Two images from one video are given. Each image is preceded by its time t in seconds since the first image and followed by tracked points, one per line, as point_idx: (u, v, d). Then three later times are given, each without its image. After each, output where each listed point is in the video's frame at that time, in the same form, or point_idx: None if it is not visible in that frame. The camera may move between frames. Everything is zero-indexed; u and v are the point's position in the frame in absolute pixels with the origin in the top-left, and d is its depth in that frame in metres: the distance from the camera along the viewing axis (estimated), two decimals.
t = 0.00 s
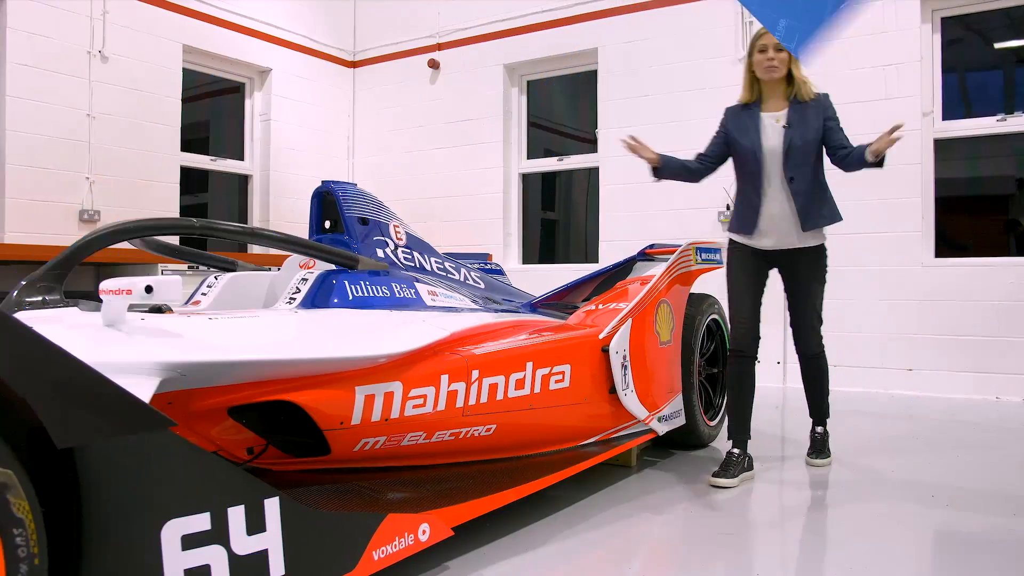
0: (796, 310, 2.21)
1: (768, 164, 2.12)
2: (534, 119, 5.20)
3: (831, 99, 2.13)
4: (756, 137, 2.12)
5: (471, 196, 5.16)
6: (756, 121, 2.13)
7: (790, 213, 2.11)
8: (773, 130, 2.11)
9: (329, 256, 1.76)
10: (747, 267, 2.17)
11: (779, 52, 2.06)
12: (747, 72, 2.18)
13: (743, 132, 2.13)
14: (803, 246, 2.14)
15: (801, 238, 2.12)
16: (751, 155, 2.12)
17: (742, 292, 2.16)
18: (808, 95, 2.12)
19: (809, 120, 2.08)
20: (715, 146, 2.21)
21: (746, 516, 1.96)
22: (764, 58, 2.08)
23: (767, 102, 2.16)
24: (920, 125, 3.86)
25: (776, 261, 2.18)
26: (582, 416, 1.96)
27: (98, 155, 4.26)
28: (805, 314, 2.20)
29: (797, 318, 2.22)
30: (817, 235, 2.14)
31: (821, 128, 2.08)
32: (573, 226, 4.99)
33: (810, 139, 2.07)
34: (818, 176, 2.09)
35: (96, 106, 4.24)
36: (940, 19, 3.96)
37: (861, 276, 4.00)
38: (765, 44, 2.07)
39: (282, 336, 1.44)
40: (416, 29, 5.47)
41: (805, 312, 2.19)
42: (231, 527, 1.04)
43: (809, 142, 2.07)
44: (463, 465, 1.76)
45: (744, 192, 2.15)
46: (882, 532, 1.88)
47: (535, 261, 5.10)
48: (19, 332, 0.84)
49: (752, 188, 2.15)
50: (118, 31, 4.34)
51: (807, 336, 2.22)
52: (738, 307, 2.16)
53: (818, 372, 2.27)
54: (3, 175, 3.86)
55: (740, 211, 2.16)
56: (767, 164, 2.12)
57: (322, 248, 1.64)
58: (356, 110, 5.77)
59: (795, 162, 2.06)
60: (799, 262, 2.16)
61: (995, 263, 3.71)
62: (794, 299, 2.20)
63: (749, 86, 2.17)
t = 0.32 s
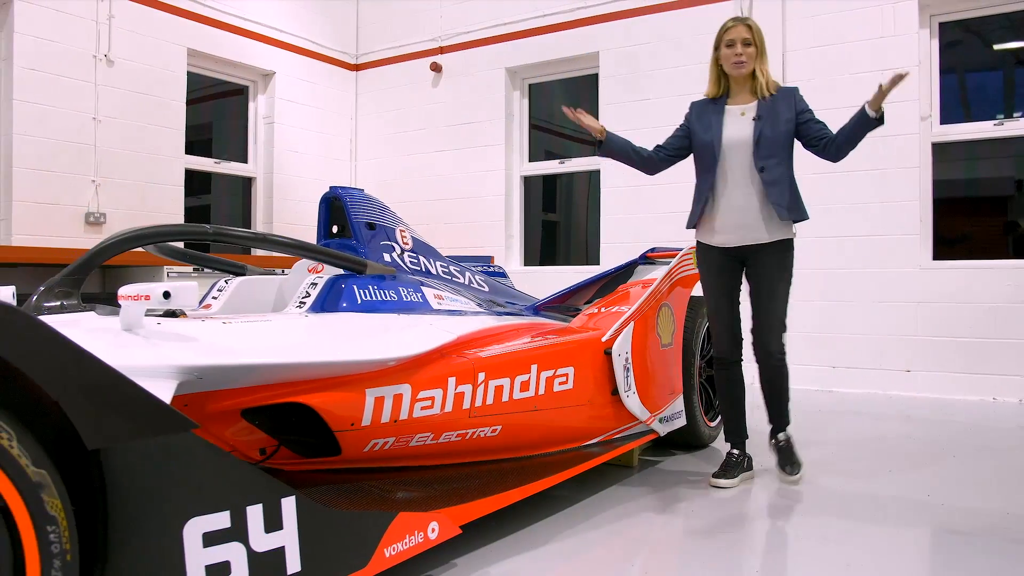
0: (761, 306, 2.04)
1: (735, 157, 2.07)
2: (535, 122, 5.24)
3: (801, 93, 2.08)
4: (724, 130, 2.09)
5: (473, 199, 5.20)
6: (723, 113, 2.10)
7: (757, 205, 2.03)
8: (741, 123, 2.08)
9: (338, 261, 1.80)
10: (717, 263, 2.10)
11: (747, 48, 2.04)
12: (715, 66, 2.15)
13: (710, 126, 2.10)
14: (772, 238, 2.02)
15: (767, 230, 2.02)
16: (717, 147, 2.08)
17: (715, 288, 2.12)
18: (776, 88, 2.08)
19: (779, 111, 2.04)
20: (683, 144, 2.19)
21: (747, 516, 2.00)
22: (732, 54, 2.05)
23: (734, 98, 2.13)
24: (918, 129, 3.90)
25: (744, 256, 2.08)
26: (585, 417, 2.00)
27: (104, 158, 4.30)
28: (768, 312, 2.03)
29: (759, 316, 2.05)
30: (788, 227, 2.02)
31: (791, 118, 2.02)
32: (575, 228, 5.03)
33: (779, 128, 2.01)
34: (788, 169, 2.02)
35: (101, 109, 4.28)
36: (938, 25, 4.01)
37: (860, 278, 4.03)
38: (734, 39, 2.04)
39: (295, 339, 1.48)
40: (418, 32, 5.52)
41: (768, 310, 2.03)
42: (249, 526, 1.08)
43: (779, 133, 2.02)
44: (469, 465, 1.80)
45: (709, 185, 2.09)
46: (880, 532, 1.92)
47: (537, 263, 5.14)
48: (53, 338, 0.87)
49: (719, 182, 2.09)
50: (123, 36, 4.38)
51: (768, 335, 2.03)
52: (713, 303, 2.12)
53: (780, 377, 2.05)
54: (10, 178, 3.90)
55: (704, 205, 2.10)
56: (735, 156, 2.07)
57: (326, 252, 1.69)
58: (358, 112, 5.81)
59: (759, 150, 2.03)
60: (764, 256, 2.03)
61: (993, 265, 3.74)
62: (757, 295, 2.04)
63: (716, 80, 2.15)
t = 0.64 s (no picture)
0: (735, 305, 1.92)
1: (719, 161, 2.00)
2: (537, 123, 5.28)
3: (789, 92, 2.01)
4: (708, 133, 2.03)
5: (475, 200, 5.24)
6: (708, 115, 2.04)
7: (742, 210, 1.95)
8: (726, 125, 2.01)
9: (345, 262, 1.83)
10: (707, 267, 2.04)
11: (731, 47, 1.99)
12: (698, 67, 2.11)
13: (694, 130, 2.04)
14: (757, 244, 1.94)
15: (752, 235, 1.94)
16: (701, 151, 2.01)
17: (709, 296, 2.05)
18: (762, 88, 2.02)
19: (764, 113, 1.97)
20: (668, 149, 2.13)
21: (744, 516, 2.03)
22: (716, 53, 2.00)
23: (719, 99, 2.08)
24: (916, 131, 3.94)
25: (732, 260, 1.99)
26: (588, 416, 2.04)
27: (109, 160, 4.33)
28: (744, 310, 1.90)
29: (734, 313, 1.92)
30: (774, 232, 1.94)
31: (778, 119, 1.95)
32: (576, 229, 5.07)
33: (765, 130, 1.94)
34: (775, 173, 1.94)
35: (107, 111, 4.32)
36: (936, 27, 4.04)
37: (858, 278, 4.07)
38: (717, 38, 2.00)
39: (306, 339, 1.52)
40: (420, 34, 5.55)
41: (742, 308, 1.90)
42: (265, 521, 1.11)
43: (765, 135, 1.94)
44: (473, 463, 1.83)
45: (696, 190, 2.02)
46: (876, 530, 1.95)
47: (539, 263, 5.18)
48: (81, 339, 0.92)
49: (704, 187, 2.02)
50: (128, 38, 4.41)
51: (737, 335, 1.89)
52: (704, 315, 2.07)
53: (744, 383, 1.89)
54: (16, 180, 3.94)
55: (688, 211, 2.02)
56: (719, 160, 2.00)
57: (332, 252, 1.72)
58: (361, 113, 5.85)
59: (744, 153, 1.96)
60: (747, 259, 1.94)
61: (990, 266, 3.78)
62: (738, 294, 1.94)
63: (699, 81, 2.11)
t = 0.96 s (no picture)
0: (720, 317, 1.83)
1: (700, 165, 1.93)
2: (540, 128, 5.32)
3: (785, 97, 1.90)
4: (692, 134, 1.96)
5: (477, 203, 5.28)
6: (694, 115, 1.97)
7: (718, 218, 1.89)
8: (711, 127, 1.94)
9: (356, 271, 1.87)
10: (695, 276, 1.95)
11: (730, 36, 1.91)
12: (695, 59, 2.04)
13: (681, 130, 1.99)
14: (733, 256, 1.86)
15: (723, 246, 1.86)
16: (683, 154, 1.95)
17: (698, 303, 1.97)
18: (755, 89, 1.92)
19: (750, 119, 1.88)
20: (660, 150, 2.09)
21: (746, 520, 2.07)
22: (713, 41, 1.93)
23: (712, 94, 1.99)
24: (915, 136, 3.99)
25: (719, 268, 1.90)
26: (593, 421, 2.07)
27: (115, 165, 4.37)
28: (728, 324, 1.81)
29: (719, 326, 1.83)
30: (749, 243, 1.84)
31: (763, 128, 1.87)
32: (578, 232, 5.11)
33: (746, 138, 1.87)
34: (752, 184, 1.87)
35: (113, 116, 4.36)
36: (935, 34, 4.08)
37: (858, 282, 4.11)
38: (716, 25, 1.92)
39: (317, 348, 1.56)
40: (423, 38, 5.59)
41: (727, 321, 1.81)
42: (284, 526, 1.15)
43: (747, 141, 1.87)
44: (481, 467, 1.87)
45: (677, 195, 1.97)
46: (876, 533, 1.98)
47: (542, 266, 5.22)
48: (110, 353, 0.95)
49: (687, 192, 1.97)
50: (135, 43, 4.46)
51: (721, 350, 1.79)
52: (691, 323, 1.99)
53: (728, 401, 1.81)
54: (24, 184, 3.98)
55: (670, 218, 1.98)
56: (702, 164, 1.93)
57: (342, 263, 1.76)
58: (364, 117, 5.89)
59: (723, 160, 1.88)
60: (732, 269, 1.85)
61: (989, 270, 3.82)
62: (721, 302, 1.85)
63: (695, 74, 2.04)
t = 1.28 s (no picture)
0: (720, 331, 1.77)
1: (697, 157, 1.83)
2: (542, 131, 5.36)
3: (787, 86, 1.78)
4: (689, 123, 1.85)
5: (480, 207, 5.32)
6: (690, 103, 1.85)
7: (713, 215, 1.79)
8: (707, 117, 1.83)
9: (366, 279, 1.91)
10: (684, 279, 1.85)
11: (727, 25, 1.77)
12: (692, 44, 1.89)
13: (677, 118, 1.87)
14: (726, 259, 1.77)
15: (718, 247, 1.77)
16: (678, 144, 1.84)
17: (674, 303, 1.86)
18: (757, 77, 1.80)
19: (749, 109, 1.77)
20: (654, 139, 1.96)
21: (749, 524, 2.10)
22: (709, 32, 1.78)
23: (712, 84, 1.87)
24: (914, 142, 4.02)
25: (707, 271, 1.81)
26: (598, 425, 2.12)
27: (123, 170, 4.42)
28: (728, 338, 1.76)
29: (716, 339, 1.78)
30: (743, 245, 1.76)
31: (762, 119, 1.76)
32: (579, 235, 5.15)
33: (745, 129, 1.75)
34: (751, 178, 1.76)
35: (120, 122, 4.40)
36: (934, 41, 4.14)
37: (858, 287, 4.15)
38: (713, 14, 1.77)
39: (331, 357, 1.60)
40: (425, 43, 5.64)
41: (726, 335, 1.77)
42: (304, 530, 1.20)
43: (745, 133, 1.76)
44: (488, 470, 1.91)
45: (671, 186, 1.86)
46: (877, 536, 2.02)
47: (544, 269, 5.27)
48: (141, 367, 0.99)
49: (682, 184, 1.86)
50: (141, 50, 4.50)
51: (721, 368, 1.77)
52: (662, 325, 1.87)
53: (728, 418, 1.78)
54: (33, 191, 4.02)
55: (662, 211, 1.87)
56: (698, 157, 1.82)
57: (353, 271, 1.80)
58: (367, 121, 5.93)
59: (720, 152, 1.77)
60: (727, 276, 1.77)
61: (988, 274, 3.86)
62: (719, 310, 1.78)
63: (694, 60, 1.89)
